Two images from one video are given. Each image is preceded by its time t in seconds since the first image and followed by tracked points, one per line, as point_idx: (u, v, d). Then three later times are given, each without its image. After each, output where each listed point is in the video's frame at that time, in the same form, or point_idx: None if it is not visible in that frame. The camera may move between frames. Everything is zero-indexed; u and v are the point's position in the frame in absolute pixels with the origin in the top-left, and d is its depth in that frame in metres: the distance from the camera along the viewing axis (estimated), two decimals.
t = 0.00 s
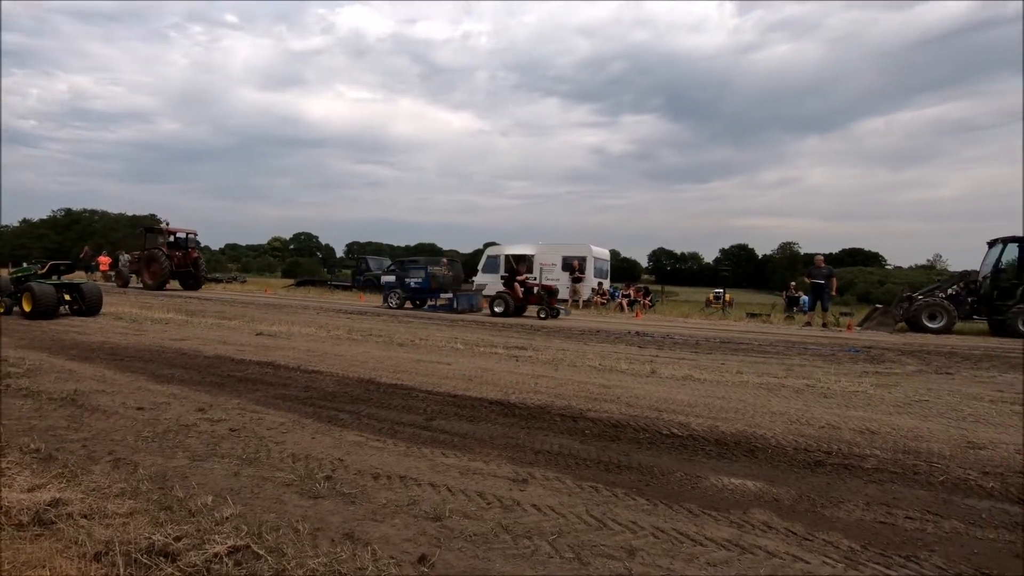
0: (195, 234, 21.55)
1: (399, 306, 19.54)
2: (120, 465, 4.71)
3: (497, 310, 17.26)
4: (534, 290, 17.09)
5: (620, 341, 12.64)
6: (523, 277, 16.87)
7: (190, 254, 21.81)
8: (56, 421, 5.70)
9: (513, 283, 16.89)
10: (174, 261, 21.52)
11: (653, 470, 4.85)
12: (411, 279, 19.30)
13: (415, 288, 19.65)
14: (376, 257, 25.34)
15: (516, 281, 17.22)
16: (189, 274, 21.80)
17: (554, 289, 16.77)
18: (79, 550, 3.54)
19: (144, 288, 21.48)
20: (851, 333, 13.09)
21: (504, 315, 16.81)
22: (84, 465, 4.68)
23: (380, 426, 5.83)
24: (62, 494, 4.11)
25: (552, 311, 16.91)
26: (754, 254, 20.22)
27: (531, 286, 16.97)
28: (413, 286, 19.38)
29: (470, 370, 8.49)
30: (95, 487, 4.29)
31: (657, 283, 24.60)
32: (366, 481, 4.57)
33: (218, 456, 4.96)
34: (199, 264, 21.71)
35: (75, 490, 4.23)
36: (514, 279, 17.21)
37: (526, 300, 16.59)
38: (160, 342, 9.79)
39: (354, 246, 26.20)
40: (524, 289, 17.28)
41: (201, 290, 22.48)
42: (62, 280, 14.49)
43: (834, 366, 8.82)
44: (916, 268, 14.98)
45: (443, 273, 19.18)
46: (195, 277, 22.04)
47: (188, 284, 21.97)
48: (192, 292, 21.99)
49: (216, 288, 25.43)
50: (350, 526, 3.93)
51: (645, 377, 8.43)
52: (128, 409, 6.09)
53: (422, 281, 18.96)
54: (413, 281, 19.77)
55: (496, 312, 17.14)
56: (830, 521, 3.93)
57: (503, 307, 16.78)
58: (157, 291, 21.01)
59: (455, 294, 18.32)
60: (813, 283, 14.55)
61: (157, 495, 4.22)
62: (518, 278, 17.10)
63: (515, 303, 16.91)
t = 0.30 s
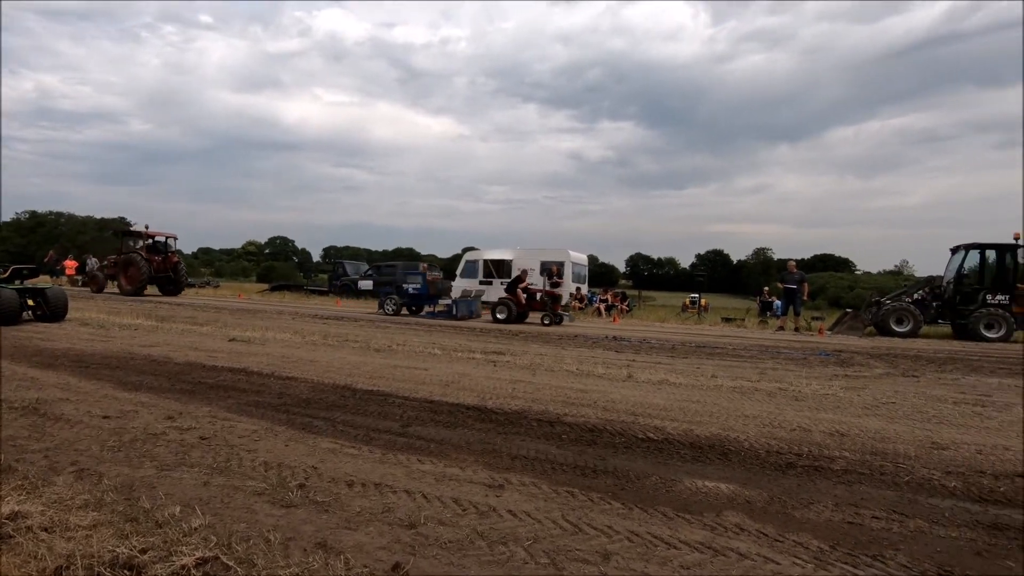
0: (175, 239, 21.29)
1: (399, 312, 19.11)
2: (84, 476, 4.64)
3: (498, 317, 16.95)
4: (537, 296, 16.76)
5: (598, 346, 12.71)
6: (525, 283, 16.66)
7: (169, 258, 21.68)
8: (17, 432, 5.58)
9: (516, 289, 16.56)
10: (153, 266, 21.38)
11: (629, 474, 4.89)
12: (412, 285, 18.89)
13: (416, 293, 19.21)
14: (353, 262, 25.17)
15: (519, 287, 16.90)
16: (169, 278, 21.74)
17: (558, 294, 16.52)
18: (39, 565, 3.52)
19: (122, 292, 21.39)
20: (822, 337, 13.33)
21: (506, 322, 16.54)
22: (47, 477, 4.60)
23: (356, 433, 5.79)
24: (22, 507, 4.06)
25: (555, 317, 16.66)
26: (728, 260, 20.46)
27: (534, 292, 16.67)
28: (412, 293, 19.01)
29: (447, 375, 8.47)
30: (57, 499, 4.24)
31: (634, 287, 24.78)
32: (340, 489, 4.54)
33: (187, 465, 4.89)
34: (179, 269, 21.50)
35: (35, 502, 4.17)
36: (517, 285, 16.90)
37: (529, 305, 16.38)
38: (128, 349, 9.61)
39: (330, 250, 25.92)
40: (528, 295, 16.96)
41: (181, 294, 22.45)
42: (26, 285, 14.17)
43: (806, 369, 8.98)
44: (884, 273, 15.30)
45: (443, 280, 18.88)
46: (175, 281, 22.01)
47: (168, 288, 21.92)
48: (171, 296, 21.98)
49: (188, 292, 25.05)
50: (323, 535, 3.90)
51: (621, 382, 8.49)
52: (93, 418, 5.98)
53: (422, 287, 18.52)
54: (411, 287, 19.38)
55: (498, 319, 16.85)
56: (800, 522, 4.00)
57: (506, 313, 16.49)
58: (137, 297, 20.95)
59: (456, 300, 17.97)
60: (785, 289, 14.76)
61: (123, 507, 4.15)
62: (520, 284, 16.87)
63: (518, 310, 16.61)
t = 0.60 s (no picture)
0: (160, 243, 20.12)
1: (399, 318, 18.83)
2: (49, 487, 4.60)
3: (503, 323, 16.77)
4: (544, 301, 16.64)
5: (578, 350, 12.74)
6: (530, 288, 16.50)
7: (153, 263, 20.36)
8: None
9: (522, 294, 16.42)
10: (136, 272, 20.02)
11: (608, 477, 4.92)
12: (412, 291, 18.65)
13: (416, 300, 18.96)
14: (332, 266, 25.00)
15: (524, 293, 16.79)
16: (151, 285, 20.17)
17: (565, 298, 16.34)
18: None
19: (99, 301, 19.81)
20: (798, 341, 13.51)
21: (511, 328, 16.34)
22: (11, 488, 4.57)
23: (333, 439, 5.75)
24: None
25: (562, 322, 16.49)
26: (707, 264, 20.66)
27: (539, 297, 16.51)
28: (412, 299, 18.75)
29: (427, 380, 8.44)
30: (21, 511, 4.21)
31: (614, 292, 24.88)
32: (316, 496, 4.51)
33: (158, 474, 4.83)
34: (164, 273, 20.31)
35: None
36: (522, 291, 16.74)
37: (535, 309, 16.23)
38: (99, 355, 9.42)
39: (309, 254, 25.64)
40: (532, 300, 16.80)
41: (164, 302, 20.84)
42: None
43: (782, 372, 9.10)
44: (858, 277, 15.58)
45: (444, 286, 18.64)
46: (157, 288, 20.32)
47: (150, 296, 20.26)
48: (155, 303, 20.56)
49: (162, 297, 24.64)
50: (298, 543, 3.87)
51: (600, 386, 8.52)
52: (60, 426, 5.88)
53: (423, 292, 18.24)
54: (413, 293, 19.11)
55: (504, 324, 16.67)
56: (775, 523, 4.05)
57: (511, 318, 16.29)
58: (116, 303, 19.55)
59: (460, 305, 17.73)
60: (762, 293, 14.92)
61: (90, 517, 4.12)
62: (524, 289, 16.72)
63: (523, 315, 16.42)
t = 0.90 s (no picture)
0: (146, 247, 20.47)
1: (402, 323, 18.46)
2: (20, 496, 4.56)
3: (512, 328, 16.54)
4: (553, 306, 16.40)
5: (562, 353, 12.78)
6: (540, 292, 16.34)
7: (141, 266, 20.84)
8: None
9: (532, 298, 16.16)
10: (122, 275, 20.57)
11: (590, 480, 4.94)
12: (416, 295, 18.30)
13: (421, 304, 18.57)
14: (314, 269, 24.85)
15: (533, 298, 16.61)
16: (138, 288, 20.77)
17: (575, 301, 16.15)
18: None
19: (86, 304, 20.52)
20: (778, 343, 13.67)
21: (519, 332, 16.11)
22: None
23: (314, 444, 5.71)
24: None
25: (572, 326, 16.26)
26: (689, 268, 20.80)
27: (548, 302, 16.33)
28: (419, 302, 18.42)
29: (410, 384, 8.41)
30: None
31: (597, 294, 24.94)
32: (296, 502, 4.47)
33: (133, 481, 4.77)
34: (151, 276, 20.62)
35: None
36: (530, 295, 16.58)
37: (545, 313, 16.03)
38: (73, 360, 9.28)
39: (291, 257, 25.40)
40: (541, 305, 16.60)
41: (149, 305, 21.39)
42: None
43: (762, 374, 9.20)
44: (836, 281, 15.80)
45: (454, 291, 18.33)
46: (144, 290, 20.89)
47: (136, 298, 20.94)
48: (142, 306, 20.92)
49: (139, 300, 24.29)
50: (277, 550, 3.84)
51: (583, 389, 8.55)
52: (32, 433, 5.79)
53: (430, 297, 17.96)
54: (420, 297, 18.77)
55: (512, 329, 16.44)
56: (754, 524, 4.09)
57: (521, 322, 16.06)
58: (103, 308, 19.86)
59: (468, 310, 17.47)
60: (743, 296, 15.08)
61: (61, 527, 4.09)
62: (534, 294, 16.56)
63: (532, 319, 16.19)
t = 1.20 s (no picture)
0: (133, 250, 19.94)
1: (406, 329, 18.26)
2: None
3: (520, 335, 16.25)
4: (562, 313, 16.17)
5: (545, 359, 12.78)
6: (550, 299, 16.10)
7: (127, 270, 20.42)
8: None
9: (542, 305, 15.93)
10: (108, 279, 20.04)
11: (571, 486, 4.93)
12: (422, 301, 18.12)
13: (426, 310, 18.24)
14: (295, 273, 24.63)
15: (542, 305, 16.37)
16: (124, 292, 20.32)
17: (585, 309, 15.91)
18: None
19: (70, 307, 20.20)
20: (757, 349, 13.79)
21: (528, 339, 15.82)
22: None
23: (292, 451, 5.65)
24: None
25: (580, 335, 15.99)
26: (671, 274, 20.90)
27: (557, 309, 16.10)
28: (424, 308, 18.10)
29: (391, 390, 8.35)
30: None
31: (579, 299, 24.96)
32: (273, 511, 4.42)
33: (104, 490, 4.69)
34: (137, 280, 20.24)
35: None
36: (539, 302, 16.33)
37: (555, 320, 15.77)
38: (46, 366, 9.10)
39: (271, 262, 25.11)
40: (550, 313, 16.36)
41: (136, 307, 21.03)
42: None
43: (741, 380, 9.27)
44: (814, 287, 15.99)
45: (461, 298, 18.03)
46: (130, 293, 20.51)
47: (121, 302, 20.47)
48: (127, 311, 20.46)
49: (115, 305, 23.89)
50: (252, 560, 3.79)
51: (565, 395, 8.55)
52: (1, 442, 5.67)
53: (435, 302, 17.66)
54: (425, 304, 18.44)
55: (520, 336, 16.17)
56: (732, 529, 4.11)
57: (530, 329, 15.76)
58: (86, 311, 19.38)
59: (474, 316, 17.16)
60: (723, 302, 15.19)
61: (28, 538, 4.02)
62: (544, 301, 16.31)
63: (541, 327, 15.91)
